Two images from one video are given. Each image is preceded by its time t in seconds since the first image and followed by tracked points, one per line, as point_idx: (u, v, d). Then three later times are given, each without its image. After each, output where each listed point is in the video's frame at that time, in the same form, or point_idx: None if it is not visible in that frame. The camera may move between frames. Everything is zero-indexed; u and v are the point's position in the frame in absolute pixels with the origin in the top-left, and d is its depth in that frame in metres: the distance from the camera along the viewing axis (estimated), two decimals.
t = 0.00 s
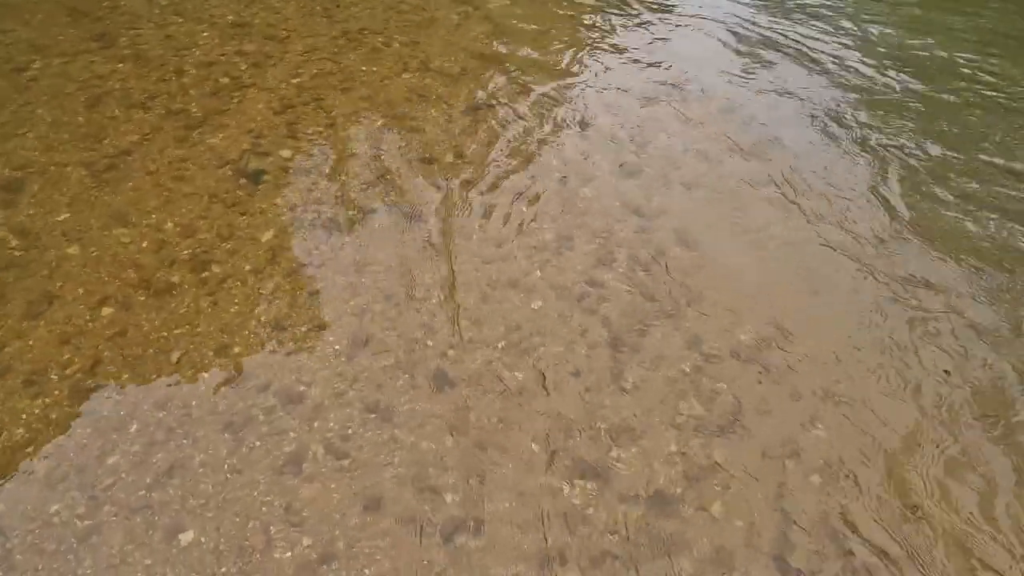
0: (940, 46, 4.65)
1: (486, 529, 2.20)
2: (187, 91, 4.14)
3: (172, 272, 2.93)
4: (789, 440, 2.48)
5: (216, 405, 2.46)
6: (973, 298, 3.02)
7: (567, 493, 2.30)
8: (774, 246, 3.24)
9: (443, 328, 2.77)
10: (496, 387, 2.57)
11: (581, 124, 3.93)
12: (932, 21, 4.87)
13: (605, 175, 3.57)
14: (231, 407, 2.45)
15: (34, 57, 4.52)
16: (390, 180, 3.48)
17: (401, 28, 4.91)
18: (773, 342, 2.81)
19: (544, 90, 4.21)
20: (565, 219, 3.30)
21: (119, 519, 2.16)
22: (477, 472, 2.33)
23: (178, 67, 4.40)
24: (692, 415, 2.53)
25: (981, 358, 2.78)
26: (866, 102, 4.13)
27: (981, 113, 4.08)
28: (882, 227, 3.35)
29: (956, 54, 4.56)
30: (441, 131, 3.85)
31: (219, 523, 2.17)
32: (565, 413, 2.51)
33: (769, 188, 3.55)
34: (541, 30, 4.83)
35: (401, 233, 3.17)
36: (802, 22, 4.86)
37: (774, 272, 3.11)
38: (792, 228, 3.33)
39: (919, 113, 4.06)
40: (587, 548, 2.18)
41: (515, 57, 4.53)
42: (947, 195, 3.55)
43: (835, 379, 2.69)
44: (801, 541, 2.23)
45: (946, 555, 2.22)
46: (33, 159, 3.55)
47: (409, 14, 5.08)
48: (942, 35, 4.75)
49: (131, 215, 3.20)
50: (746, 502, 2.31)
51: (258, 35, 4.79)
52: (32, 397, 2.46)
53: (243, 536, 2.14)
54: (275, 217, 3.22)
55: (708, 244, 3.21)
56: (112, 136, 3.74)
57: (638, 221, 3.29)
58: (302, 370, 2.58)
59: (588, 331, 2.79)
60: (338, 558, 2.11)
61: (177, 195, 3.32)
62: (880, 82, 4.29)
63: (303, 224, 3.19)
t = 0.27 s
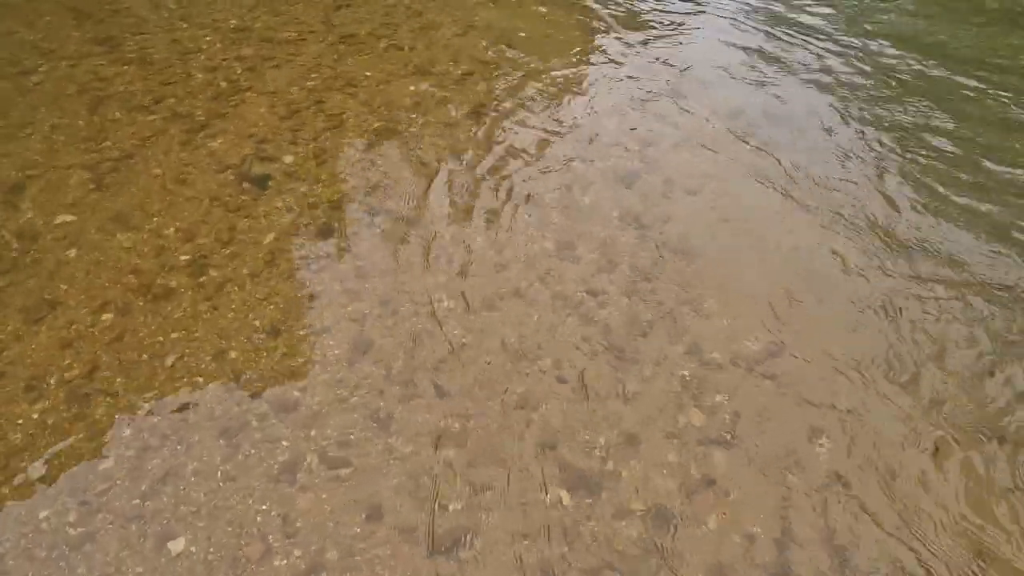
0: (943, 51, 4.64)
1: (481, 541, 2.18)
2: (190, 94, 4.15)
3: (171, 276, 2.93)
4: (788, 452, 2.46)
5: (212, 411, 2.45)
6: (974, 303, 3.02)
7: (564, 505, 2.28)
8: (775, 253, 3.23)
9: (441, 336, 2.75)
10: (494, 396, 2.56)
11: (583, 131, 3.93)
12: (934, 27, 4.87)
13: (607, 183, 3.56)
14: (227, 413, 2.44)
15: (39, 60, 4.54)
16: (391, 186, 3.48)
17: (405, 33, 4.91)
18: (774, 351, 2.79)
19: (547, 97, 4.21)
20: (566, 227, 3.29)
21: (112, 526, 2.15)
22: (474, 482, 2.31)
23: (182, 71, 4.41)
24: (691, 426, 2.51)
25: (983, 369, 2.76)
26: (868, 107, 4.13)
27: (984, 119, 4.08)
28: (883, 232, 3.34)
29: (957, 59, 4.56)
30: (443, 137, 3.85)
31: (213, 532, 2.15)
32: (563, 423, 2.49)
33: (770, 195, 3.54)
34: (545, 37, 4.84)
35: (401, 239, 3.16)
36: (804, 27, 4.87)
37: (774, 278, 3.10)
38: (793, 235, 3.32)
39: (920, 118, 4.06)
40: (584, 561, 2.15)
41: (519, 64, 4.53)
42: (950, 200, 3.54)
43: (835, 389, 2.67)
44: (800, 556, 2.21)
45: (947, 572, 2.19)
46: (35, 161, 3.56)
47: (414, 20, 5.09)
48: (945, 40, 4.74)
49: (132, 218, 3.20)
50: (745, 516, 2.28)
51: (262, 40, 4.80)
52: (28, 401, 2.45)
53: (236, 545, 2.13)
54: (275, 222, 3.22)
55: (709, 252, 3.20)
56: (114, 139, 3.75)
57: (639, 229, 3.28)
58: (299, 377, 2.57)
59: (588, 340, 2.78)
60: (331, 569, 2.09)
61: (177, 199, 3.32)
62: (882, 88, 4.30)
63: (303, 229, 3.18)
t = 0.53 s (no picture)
0: (950, 62, 4.65)
1: (483, 552, 2.15)
2: (201, 100, 4.18)
3: (177, 280, 2.93)
4: (796, 468, 2.42)
5: (214, 416, 2.43)
6: (986, 312, 2.99)
7: (567, 517, 2.24)
8: (783, 262, 3.20)
9: (446, 344, 2.73)
10: (498, 405, 2.53)
11: (591, 140, 3.93)
12: (941, 37, 4.88)
13: (615, 192, 3.55)
14: (229, 419, 2.43)
15: (53, 65, 4.59)
16: (398, 192, 3.48)
17: (415, 42, 4.95)
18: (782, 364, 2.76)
19: (555, 106, 4.22)
20: (573, 236, 3.28)
21: (111, 531, 2.13)
22: (476, 493, 2.29)
23: (194, 76, 4.45)
24: (697, 439, 2.48)
25: (997, 382, 2.71)
26: (877, 117, 4.12)
27: (993, 127, 4.08)
28: (893, 240, 3.33)
29: (965, 69, 4.57)
30: (451, 144, 3.85)
31: (212, 539, 2.13)
32: (567, 434, 2.47)
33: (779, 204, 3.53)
34: (554, 47, 4.86)
35: (407, 246, 3.16)
36: (812, 37, 4.88)
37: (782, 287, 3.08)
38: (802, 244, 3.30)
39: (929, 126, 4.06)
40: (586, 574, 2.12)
41: (527, 73, 4.54)
42: (959, 208, 3.53)
43: (845, 403, 2.63)
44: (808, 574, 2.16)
45: None
46: (47, 165, 3.59)
47: (424, 29, 5.13)
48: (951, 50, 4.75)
49: (140, 222, 3.21)
50: (751, 532, 2.24)
51: (274, 47, 4.85)
52: (32, 403, 2.45)
53: (236, 552, 2.11)
54: (282, 227, 3.22)
55: (716, 262, 3.18)
56: (125, 143, 3.78)
57: (646, 239, 3.26)
58: (303, 383, 2.55)
59: (593, 350, 2.75)
60: None
61: (185, 203, 3.34)
62: (890, 97, 4.30)
63: (309, 235, 3.19)
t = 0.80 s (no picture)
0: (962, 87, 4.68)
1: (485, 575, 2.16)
2: (225, 118, 4.32)
3: (195, 294, 3.01)
4: (802, 498, 2.40)
5: (227, 430, 2.49)
6: (996, 340, 2.99)
7: (570, 541, 2.25)
8: (793, 287, 3.22)
9: (454, 364, 2.77)
10: (504, 427, 2.56)
11: (603, 164, 3.99)
12: (951, 65, 4.94)
13: (625, 216, 3.58)
14: (241, 432, 2.48)
15: (85, 82, 4.77)
16: (412, 212, 3.55)
17: (433, 65, 5.08)
18: (789, 391, 2.76)
19: (568, 129, 4.29)
20: (583, 258, 3.32)
21: (123, 541, 2.18)
22: (480, 514, 2.31)
23: (219, 95, 4.60)
24: (702, 466, 2.48)
25: (1007, 414, 2.70)
26: (888, 142, 4.17)
27: (1005, 154, 4.11)
28: (903, 265, 3.35)
29: (978, 95, 4.61)
30: (465, 166, 3.93)
31: (221, 551, 2.18)
32: (572, 457, 2.48)
33: (789, 229, 3.55)
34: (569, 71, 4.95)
35: (419, 266, 3.22)
36: (824, 62, 4.95)
37: (793, 313, 3.09)
38: (813, 268, 3.31)
39: (941, 152, 4.09)
40: None
41: (542, 96, 4.63)
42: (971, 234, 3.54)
43: (852, 432, 2.62)
44: None
45: None
46: (76, 179, 3.72)
47: (442, 52, 5.26)
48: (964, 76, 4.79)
49: (162, 236, 3.31)
50: (755, 563, 2.23)
51: (297, 67, 4.99)
52: (52, 412, 2.52)
53: (243, 567, 2.14)
54: (298, 243, 3.30)
55: (725, 285, 3.20)
56: (151, 159, 3.91)
57: (655, 264, 3.29)
58: (313, 399, 2.60)
59: (600, 373, 2.78)
60: None
61: (206, 218, 3.43)
62: (901, 123, 4.34)
63: (325, 252, 3.26)
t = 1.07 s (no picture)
0: (958, 147, 4.93)
1: None
2: (264, 154, 4.63)
3: (231, 323, 3.26)
4: (797, 543, 2.49)
5: (255, 453, 2.69)
6: (992, 390, 3.09)
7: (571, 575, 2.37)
8: (795, 331, 3.35)
9: (467, 398, 2.94)
10: (512, 461, 2.71)
11: (616, 208, 4.18)
12: (947, 125, 5.22)
13: (635, 259, 3.75)
14: (268, 456, 2.68)
15: (138, 117, 5.16)
16: (433, 249, 3.77)
17: (458, 106, 5.37)
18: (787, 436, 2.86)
19: (584, 174, 4.51)
20: (592, 299, 3.48)
21: (158, 554, 2.37)
22: (486, 544, 2.44)
23: (259, 132, 4.93)
24: (700, 507, 2.59)
25: (1002, 466, 2.76)
26: (887, 196, 4.39)
27: (999, 211, 4.30)
28: (902, 314, 3.47)
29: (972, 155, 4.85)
30: (484, 206, 4.15)
31: (247, 568, 2.35)
32: (575, 494, 2.61)
33: (794, 274, 3.69)
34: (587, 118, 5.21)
35: (438, 302, 3.42)
36: (825, 120, 5.27)
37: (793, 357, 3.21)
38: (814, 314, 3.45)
39: (937, 208, 4.29)
40: None
41: (560, 141, 4.88)
42: (967, 285, 3.69)
43: (848, 478, 2.71)
44: None
45: None
46: (127, 211, 4.04)
47: (467, 95, 5.56)
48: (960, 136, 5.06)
49: (203, 267, 3.59)
50: None
51: (330, 106, 5.33)
52: (100, 430, 2.76)
53: None
54: (326, 277, 3.54)
55: (730, 330, 3.33)
56: (194, 194, 4.22)
57: (662, 307, 3.44)
58: (335, 427, 2.79)
59: (605, 412, 2.92)
60: None
61: (243, 252, 3.71)
62: (898, 178, 4.58)
63: (351, 286, 3.49)
